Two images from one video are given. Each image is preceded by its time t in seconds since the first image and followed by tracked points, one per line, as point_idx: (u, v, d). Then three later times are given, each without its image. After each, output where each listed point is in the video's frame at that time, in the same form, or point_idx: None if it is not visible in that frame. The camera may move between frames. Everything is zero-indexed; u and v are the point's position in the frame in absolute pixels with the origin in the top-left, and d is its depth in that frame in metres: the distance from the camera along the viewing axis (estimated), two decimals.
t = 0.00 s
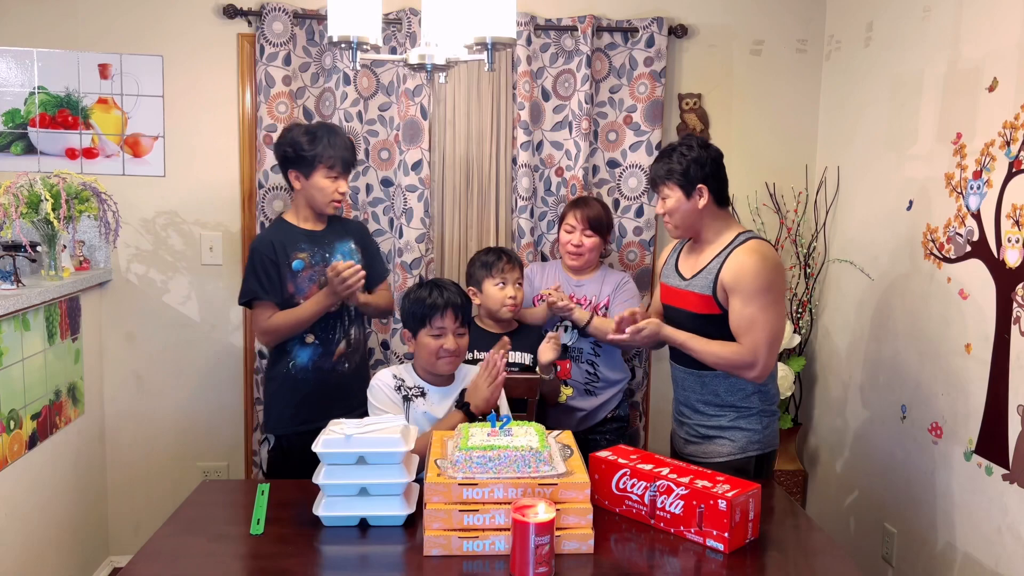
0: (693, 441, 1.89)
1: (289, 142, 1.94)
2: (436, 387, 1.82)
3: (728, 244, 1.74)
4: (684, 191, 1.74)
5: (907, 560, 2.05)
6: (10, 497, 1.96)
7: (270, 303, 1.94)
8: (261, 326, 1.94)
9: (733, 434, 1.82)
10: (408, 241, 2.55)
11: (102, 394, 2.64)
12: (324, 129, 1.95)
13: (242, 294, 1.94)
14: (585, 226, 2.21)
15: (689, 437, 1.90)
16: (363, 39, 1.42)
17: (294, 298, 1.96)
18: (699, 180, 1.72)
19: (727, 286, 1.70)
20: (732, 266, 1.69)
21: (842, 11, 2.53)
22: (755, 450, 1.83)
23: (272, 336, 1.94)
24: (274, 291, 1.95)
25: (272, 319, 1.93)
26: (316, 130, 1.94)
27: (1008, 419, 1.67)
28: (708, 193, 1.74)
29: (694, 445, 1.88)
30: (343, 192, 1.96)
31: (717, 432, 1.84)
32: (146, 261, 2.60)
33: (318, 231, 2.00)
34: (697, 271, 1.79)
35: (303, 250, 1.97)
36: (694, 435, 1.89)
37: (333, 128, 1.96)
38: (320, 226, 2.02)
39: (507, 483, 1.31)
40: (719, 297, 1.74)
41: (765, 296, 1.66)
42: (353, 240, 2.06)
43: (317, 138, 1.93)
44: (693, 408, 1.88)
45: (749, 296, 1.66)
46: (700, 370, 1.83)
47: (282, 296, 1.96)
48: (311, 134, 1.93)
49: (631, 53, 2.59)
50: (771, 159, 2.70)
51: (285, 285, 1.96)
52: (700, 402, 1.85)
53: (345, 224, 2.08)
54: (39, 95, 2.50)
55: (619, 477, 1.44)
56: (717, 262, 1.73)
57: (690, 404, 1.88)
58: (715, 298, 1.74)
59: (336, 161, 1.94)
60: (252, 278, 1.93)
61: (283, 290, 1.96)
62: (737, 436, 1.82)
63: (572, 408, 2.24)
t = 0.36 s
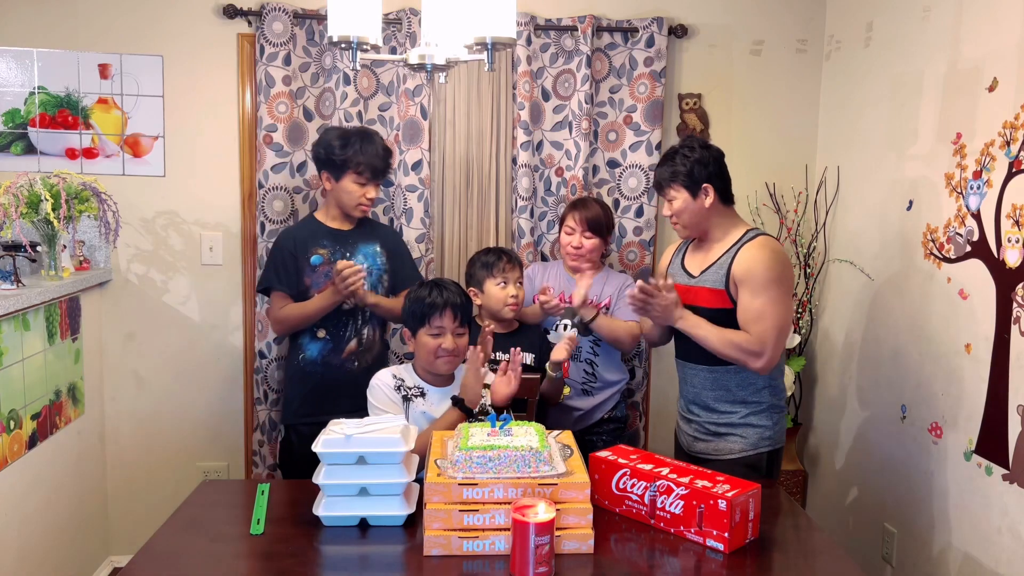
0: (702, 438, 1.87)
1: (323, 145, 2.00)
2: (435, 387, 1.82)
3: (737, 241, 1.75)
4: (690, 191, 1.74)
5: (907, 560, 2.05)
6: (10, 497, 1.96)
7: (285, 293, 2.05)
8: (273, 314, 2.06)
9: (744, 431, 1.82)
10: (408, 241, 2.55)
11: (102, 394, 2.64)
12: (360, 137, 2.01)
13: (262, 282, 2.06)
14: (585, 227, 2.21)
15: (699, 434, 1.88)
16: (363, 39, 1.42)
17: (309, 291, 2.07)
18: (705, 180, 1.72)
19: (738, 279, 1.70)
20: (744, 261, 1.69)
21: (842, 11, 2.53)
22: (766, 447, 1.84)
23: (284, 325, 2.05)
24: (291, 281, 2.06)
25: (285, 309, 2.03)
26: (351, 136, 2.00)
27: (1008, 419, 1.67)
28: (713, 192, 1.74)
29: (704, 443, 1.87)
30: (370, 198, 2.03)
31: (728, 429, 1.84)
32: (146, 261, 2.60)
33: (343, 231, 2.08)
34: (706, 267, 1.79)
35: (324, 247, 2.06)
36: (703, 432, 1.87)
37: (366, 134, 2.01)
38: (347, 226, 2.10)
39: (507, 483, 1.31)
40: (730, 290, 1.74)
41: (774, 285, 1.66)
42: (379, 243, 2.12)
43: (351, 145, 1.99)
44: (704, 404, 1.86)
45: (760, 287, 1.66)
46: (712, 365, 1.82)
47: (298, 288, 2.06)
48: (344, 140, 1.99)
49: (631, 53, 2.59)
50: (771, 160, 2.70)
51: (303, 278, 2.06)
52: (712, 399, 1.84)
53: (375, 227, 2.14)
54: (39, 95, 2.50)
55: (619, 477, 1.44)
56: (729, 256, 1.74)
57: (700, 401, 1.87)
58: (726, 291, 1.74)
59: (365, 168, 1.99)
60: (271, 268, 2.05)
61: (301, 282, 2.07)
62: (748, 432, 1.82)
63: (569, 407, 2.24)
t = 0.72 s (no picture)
0: (706, 437, 1.87)
1: (321, 147, 2.02)
2: (433, 388, 1.82)
3: (741, 241, 1.75)
4: (695, 192, 1.74)
5: (907, 560, 2.05)
6: (10, 497, 1.96)
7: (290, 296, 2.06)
8: (280, 318, 2.06)
9: (748, 429, 1.83)
10: (408, 241, 2.55)
11: (102, 394, 2.64)
12: (357, 138, 2.02)
13: (267, 286, 2.08)
14: (584, 228, 2.21)
15: (702, 434, 1.88)
16: (363, 39, 1.42)
17: (313, 292, 2.07)
18: (710, 181, 1.73)
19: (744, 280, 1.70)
20: (750, 263, 1.69)
21: (842, 11, 2.53)
22: (770, 445, 1.84)
23: (289, 329, 2.05)
24: (295, 284, 2.07)
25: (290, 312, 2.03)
26: (348, 137, 2.02)
27: (1008, 419, 1.67)
28: (718, 193, 1.75)
29: (708, 442, 1.86)
30: (369, 199, 2.04)
31: (732, 428, 1.84)
32: (146, 261, 2.60)
33: (344, 231, 2.10)
34: (711, 268, 1.79)
35: (326, 248, 2.07)
36: (706, 431, 1.87)
37: (362, 134, 2.03)
38: (347, 227, 2.12)
39: (507, 483, 1.31)
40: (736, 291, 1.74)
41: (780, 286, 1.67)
42: (378, 242, 2.14)
43: (349, 146, 2.01)
44: (708, 403, 1.86)
45: (767, 287, 1.67)
46: (716, 364, 1.82)
47: (302, 290, 2.07)
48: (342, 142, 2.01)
49: (631, 53, 2.59)
50: (771, 159, 2.70)
51: (306, 280, 2.07)
52: (715, 398, 1.84)
53: (374, 227, 2.16)
54: (39, 95, 2.50)
55: (619, 477, 1.44)
56: (733, 257, 1.74)
57: (704, 399, 1.86)
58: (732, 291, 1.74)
59: (364, 169, 2.00)
60: (274, 271, 2.06)
61: (304, 284, 2.08)
62: (752, 431, 1.83)
63: (569, 407, 2.24)
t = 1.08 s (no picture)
0: (706, 437, 1.87)
1: (290, 147, 1.92)
2: (434, 389, 1.82)
3: (742, 244, 1.75)
4: (700, 191, 1.74)
5: (907, 560, 2.05)
6: (10, 497, 1.96)
7: (270, 307, 1.93)
8: (262, 331, 1.93)
9: (749, 429, 1.83)
10: (408, 241, 2.55)
11: (102, 394, 2.64)
12: (326, 133, 1.93)
13: (244, 298, 1.94)
14: (584, 229, 2.20)
15: (703, 434, 1.88)
16: (363, 39, 1.42)
17: (295, 301, 1.95)
18: (715, 181, 1.73)
19: (749, 283, 1.70)
20: (754, 266, 1.69)
21: (842, 11, 2.53)
22: (770, 445, 1.84)
23: (274, 341, 1.93)
24: (274, 294, 1.94)
25: (272, 323, 1.91)
26: (317, 134, 1.92)
27: (1008, 419, 1.67)
28: (723, 193, 1.75)
29: (709, 442, 1.86)
30: (344, 197, 1.94)
31: (733, 428, 1.83)
32: (146, 260, 2.60)
33: (319, 234, 1.99)
34: (713, 269, 1.79)
35: (303, 253, 1.96)
36: (707, 431, 1.87)
37: (331, 130, 1.94)
38: (321, 228, 2.01)
39: (507, 483, 1.31)
40: (741, 294, 1.74)
41: (788, 290, 1.67)
42: (354, 242, 2.05)
43: (319, 143, 1.91)
44: (708, 404, 1.86)
45: (775, 291, 1.66)
46: (717, 365, 1.82)
47: (282, 300, 1.95)
48: (312, 140, 1.91)
49: (631, 53, 2.59)
50: (771, 159, 2.70)
51: (286, 288, 1.95)
52: (716, 398, 1.84)
53: (347, 226, 2.07)
54: (39, 95, 2.50)
55: (619, 477, 1.44)
56: (736, 260, 1.74)
57: (704, 400, 1.86)
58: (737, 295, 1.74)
59: (337, 166, 1.91)
60: (251, 282, 1.92)
61: (284, 293, 1.95)
62: (753, 431, 1.83)
63: (570, 408, 2.24)
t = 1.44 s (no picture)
0: (705, 438, 1.87)
1: (264, 142, 1.82)
2: (434, 388, 1.82)
3: (745, 244, 1.75)
4: (711, 191, 1.73)
5: (907, 560, 2.05)
6: (10, 496, 1.96)
7: (254, 312, 1.84)
8: (245, 337, 1.84)
9: (748, 430, 1.83)
10: (409, 241, 2.55)
11: (102, 394, 2.64)
12: (299, 125, 1.84)
13: (226, 304, 1.84)
14: (586, 230, 2.20)
15: (702, 435, 1.88)
16: (363, 39, 1.42)
17: (279, 304, 1.87)
18: (726, 180, 1.73)
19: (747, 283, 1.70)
20: (752, 267, 1.69)
21: (842, 11, 2.53)
22: (770, 446, 1.84)
23: (259, 346, 1.85)
24: (256, 299, 1.85)
25: (258, 327, 1.83)
26: (290, 127, 1.83)
27: (1008, 418, 1.67)
28: (732, 193, 1.76)
29: (707, 443, 1.87)
30: (321, 191, 1.87)
31: (732, 429, 1.84)
32: (146, 261, 2.60)
33: (296, 232, 1.91)
34: (714, 269, 1.79)
35: (283, 254, 1.88)
36: (706, 432, 1.87)
37: (304, 123, 1.85)
38: (297, 227, 1.93)
39: (507, 483, 1.31)
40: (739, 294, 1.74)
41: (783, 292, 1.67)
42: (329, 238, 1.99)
43: (293, 135, 1.82)
44: (707, 405, 1.86)
45: (771, 293, 1.66)
46: (716, 366, 1.82)
47: (266, 304, 1.86)
48: (285, 133, 1.82)
49: (631, 53, 2.59)
50: (771, 160, 2.70)
51: (268, 292, 1.86)
52: (715, 399, 1.84)
53: (320, 223, 2.00)
54: (39, 95, 2.50)
55: (619, 477, 1.44)
56: (736, 260, 1.74)
57: (704, 401, 1.87)
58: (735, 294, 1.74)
59: (314, 160, 1.84)
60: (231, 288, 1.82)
61: (266, 297, 1.86)
62: (752, 432, 1.83)
63: (571, 408, 2.24)
